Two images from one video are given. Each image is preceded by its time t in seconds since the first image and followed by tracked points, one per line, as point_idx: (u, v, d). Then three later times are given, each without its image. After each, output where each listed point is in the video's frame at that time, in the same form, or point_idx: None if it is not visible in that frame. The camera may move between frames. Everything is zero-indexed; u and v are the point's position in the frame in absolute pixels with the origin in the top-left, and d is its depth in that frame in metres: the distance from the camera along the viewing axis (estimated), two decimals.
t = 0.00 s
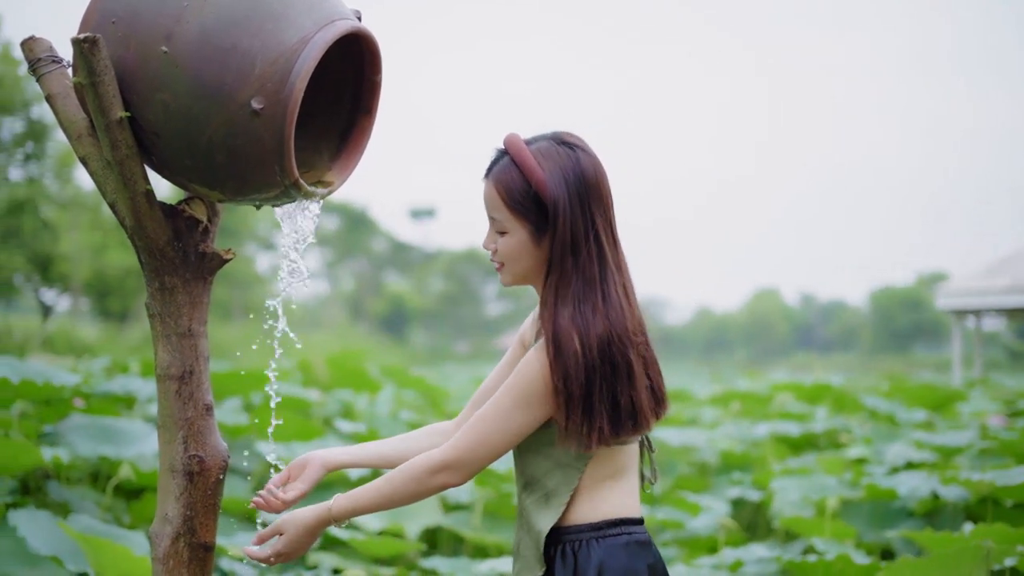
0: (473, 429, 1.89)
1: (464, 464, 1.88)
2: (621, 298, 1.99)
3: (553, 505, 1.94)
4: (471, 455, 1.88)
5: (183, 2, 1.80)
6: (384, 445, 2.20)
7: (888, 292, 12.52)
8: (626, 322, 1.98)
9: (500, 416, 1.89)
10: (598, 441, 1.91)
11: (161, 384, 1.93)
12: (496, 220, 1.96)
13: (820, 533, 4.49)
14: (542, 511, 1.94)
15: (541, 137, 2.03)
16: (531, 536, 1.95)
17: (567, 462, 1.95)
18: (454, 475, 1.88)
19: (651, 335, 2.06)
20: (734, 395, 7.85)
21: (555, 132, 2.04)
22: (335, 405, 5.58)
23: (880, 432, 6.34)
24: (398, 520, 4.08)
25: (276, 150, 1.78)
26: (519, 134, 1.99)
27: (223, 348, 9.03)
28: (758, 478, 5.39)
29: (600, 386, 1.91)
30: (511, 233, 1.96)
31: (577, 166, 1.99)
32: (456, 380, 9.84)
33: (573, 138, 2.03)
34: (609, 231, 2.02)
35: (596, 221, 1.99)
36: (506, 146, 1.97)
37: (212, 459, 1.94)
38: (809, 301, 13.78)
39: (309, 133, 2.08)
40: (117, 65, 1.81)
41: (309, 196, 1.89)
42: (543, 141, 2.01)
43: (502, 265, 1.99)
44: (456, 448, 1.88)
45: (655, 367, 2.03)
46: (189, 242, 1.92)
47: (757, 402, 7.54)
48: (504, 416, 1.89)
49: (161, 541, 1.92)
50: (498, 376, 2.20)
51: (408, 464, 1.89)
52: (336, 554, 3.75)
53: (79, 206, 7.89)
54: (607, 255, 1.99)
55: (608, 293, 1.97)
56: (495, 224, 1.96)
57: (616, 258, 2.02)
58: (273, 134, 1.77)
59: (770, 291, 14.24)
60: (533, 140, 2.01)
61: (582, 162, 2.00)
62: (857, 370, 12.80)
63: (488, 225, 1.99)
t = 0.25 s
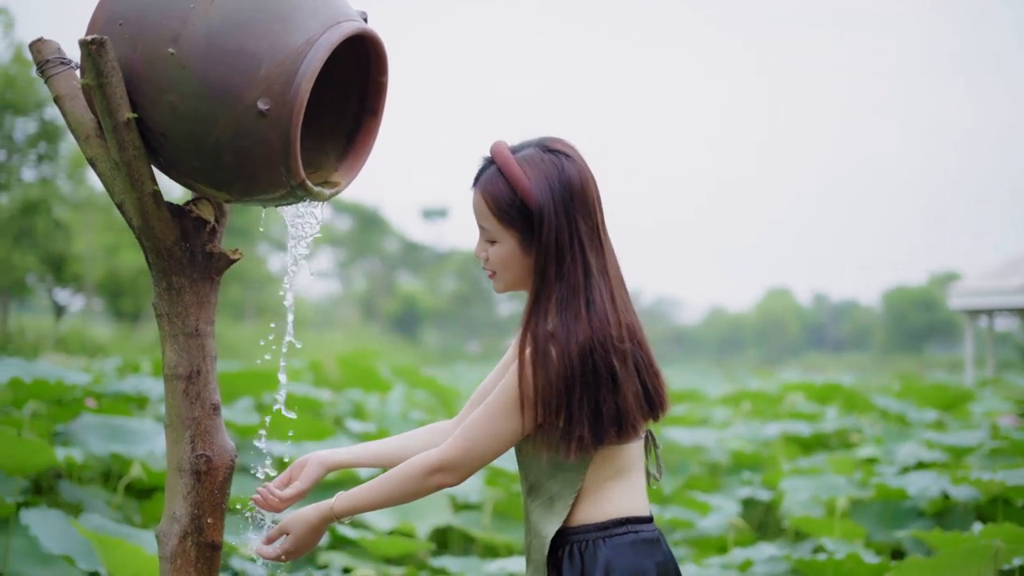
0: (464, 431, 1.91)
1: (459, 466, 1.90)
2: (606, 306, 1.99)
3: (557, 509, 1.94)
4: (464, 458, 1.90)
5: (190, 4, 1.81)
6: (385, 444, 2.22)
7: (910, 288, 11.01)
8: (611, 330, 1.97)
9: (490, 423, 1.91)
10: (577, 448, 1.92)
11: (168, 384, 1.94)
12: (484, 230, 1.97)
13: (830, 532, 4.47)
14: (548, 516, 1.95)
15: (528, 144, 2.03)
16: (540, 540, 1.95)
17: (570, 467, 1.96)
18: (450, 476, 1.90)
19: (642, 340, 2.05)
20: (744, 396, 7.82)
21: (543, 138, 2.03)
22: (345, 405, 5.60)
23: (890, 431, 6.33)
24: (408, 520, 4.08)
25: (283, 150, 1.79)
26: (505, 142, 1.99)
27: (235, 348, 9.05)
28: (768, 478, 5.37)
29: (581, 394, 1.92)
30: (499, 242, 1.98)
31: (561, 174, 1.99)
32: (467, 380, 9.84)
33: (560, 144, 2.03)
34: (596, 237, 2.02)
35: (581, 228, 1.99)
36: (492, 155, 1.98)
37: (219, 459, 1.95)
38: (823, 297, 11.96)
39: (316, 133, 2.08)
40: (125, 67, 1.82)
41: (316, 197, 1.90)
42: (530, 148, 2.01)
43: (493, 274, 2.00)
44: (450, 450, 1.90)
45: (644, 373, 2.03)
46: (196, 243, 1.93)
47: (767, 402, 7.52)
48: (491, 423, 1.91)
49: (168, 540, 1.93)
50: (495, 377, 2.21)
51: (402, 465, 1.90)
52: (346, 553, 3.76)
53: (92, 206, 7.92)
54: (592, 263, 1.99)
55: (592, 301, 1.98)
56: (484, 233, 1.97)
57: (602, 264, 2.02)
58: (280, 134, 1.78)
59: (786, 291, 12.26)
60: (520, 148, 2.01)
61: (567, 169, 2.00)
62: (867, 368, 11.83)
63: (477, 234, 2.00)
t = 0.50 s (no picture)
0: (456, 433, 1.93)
1: (452, 467, 1.92)
2: (593, 314, 1.98)
3: (563, 511, 1.96)
4: (456, 459, 1.92)
5: (197, 6, 1.82)
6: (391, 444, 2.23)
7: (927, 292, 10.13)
8: (597, 339, 1.97)
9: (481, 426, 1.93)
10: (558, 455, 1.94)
11: (175, 383, 1.95)
12: (477, 238, 1.97)
13: (838, 532, 4.46)
14: (552, 518, 1.96)
15: (517, 152, 2.02)
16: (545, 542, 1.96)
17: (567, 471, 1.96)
18: (444, 475, 1.92)
19: (632, 347, 2.03)
20: (754, 396, 7.78)
21: (531, 146, 2.02)
22: (356, 405, 5.61)
23: (900, 430, 6.31)
24: (417, 519, 4.09)
25: (288, 150, 1.79)
26: (493, 151, 1.99)
27: (245, 348, 9.06)
28: (777, 478, 5.35)
29: (563, 404, 1.92)
30: (492, 251, 1.98)
31: (548, 183, 1.97)
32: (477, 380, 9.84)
33: (548, 152, 2.01)
34: (583, 245, 2.01)
35: (567, 237, 1.98)
36: (480, 163, 1.98)
37: (225, 458, 1.96)
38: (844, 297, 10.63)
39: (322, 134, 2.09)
40: (131, 68, 1.84)
41: (322, 197, 1.91)
42: (518, 156, 2.00)
43: (487, 281, 2.01)
44: (444, 451, 1.92)
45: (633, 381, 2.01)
46: (202, 243, 1.94)
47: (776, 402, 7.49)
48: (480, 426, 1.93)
49: (175, 539, 1.95)
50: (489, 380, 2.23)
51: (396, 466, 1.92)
52: (355, 552, 3.77)
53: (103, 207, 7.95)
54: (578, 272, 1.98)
55: (577, 310, 1.97)
56: (477, 241, 1.98)
57: (590, 272, 2.01)
58: (285, 135, 1.79)
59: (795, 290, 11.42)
60: (508, 156, 2.00)
61: (553, 178, 1.98)
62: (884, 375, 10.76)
63: (470, 243, 2.01)
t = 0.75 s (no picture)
0: (450, 430, 1.98)
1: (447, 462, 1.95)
2: (584, 321, 1.97)
3: (566, 512, 1.97)
4: (450, 455, 1.95)
5: (203, 6, 1.83)
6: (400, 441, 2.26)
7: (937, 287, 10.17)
8: (588, 347, 1.96)
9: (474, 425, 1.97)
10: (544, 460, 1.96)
11: (183, 381, 1.96)
12: (472, 245, 1.97)
13: (848, 531, 4.45)
14: (557, 519, 1.98)
15: (511, 157, 2.01)
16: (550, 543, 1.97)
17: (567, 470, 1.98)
18: (439, 471, 1.96)
19: (626, 354, 2.02)
20: (765, 396, 7.74)
21: (524, 152, 2.01)
22: (368, 405, 5.62)
23: (912, 430, 6.29)
24: (428, 518, 4.09)
25: (295, 150, 1.80)
26: (487, 157, 1.98)
27: (256, 347, 9.08)
28: (788, 478, 5.34)
29: (550, 412, 1.93)
30: (488, 257, 1.98)
31: (540, 190, 1.96)
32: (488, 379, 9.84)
33: (541, 158, 2.01)
34: (576, 252, 2.00)
35: (558, 245, 1.97)
36: (473, 170, 1.97)
37: (232, 456, 1.97)
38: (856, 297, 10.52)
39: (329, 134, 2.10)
40: (139, 67, 1.84)
41: (328, 196, 1.91)
42: (512, 162, 1.99)
43: (483, 287, 2.01)
44: (438, 447, 1.95)
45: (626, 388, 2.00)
46: (210, 242, 1.95)
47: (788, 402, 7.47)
48: (471, 424, 1.97)
49: (183, 537, 1.95)
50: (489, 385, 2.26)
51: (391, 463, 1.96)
52: (365, 551, 3.78)
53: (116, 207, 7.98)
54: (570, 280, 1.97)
55: (568, 318, 1.96)
56: (473, 248, 1.97)
57: (583, 280, 2.00)
58: (292, 135, 1.79)
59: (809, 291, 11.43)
60: (502, 162, 2.00)
61: (545, 185, 1.97)
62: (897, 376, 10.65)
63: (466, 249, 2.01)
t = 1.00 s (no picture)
0: (447, 427, 1.99)
1: (444, 458, 1.96)
2: (581, 326, 1.96)
3: (569, 511, 1.97)
4: (448, 450, 1.96)
5: (210, 5, 1.83)
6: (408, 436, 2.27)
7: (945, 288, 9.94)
8: (584, 351, 1.95)
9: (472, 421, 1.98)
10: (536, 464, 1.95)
11: (191, 380, 1.97)
12: (472, 248, 1.97)
13: (859, 531, 4.43)
14: (561, 517, 1.97)
15: (510, 161, 2.01)
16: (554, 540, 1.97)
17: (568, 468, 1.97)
18: (436, 466, 1.97)
19: (623, 359, 2.00)
20: (778, 395, 7.69)
21: (524, 156, 2.01)
22: (379, 404, 5.63)
23: (924, 430, 6.27)
24: (438, 517, 4.09)
25: (301, 148, 1.80)
26: (486, 161, 1.97)
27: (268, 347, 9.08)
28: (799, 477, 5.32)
29: (542, 416, 1.92)
30: (487, 261, 1.98)
31: (539, 194, 1.96)
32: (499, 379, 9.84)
33: (539, 161, 2.00)
34: (574, 256, 1.99)
35: (556, 250, 1.96)
36: (471, 174, 1.97)
37: (240, 453, 1.98)
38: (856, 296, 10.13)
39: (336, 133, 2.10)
40: (146, 67, 1.85)
41: (335, 195, 1.92)
42: (512, 166, 1.99)
43: (483, 289, 2.02)
44: (437, 442, 1.96)
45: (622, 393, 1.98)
46: (218, 241, 1.95)
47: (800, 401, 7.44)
48: (469, 421, 1.98)
49: (191, 534, 1.96)
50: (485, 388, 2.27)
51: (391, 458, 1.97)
52: (375, 550, 3.78)
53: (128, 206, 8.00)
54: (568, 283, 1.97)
55: (565, 321, 1.96)
56: (472, 251, 1.98)
57: (581, 284, 1.99)
58: (298, 134, 1.80)
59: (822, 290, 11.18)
60: (502, 165, 1.99)
61: (544, 189, 1.97)
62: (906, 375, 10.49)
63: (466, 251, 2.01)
